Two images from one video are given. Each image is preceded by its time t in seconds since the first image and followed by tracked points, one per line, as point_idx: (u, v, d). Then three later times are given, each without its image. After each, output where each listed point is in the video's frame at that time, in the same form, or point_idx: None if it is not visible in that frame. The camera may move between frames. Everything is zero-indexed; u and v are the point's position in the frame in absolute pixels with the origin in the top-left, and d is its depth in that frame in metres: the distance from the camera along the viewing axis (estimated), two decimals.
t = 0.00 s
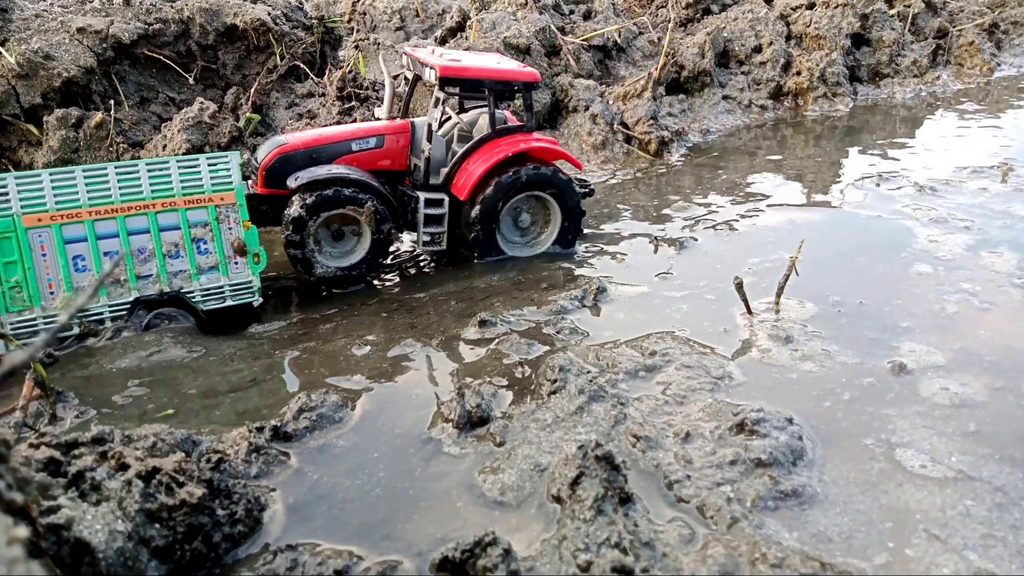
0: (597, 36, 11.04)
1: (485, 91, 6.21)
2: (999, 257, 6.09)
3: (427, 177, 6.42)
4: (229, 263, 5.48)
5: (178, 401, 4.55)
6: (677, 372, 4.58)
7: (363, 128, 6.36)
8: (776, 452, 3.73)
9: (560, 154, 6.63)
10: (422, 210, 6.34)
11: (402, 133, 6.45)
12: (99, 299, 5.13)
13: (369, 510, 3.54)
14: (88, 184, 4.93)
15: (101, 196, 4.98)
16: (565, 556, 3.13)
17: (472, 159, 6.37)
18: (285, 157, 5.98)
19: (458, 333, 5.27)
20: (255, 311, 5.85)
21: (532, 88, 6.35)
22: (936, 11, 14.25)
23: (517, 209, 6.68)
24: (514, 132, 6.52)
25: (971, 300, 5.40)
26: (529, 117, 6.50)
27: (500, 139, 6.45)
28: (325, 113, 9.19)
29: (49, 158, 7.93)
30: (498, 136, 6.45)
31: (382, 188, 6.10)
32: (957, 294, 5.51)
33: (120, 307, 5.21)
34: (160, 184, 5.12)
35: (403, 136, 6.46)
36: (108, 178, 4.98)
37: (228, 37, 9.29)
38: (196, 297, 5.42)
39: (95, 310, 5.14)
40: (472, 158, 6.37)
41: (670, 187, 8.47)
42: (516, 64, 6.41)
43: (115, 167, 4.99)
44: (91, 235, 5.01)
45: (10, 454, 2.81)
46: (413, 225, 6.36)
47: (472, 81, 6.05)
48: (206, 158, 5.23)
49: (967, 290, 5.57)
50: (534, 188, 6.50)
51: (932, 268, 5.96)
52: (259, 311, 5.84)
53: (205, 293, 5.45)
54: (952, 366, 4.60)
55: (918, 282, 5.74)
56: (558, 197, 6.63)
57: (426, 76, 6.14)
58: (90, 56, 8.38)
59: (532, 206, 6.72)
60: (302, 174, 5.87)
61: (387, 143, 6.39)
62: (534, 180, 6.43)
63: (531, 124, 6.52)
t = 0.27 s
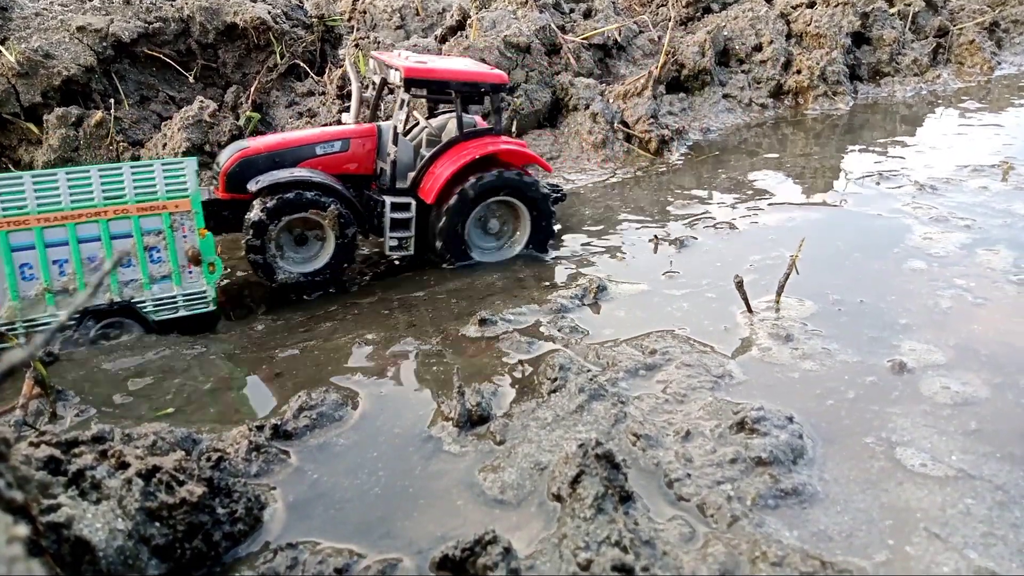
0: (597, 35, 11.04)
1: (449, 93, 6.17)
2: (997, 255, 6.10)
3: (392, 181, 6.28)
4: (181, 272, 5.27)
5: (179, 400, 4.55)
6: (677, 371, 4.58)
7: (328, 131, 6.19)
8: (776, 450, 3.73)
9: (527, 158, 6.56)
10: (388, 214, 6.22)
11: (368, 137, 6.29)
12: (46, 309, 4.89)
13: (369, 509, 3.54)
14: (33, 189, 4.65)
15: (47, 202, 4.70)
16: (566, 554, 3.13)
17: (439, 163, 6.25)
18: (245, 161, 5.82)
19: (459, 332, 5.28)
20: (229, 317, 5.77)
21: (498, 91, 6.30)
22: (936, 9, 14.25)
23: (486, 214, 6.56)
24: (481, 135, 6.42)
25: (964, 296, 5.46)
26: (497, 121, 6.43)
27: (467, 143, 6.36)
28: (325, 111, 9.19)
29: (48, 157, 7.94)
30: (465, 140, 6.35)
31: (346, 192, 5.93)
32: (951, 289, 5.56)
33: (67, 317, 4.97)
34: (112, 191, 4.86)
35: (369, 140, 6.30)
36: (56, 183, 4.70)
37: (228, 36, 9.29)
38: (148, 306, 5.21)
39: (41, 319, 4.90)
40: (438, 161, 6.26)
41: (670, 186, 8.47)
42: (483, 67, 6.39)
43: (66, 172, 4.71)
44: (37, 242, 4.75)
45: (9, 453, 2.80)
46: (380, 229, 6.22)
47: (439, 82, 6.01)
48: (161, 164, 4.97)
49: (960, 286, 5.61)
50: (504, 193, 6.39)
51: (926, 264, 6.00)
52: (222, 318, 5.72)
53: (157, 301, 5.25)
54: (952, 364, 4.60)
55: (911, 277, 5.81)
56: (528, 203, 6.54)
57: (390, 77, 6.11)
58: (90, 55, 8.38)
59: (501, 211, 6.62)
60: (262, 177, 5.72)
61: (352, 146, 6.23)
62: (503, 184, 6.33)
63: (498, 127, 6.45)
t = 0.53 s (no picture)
0: (598, 31, 11.00)
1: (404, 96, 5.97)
2: (996, 250, 6.11)
3: (345, 188, 6.14)
4: (118, 287, 5.06)
5: (181, 397, 4.55)
6: (679, 367, 4.58)
7: (277, 136, 5.97)
8: (778, 447, 3.72)
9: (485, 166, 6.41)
10: (340, 222, 6.00)
11: (321, 143, 6.07)
12: None
13: (371, 505, 3.55)
14: None
15: None
16: (567, 551, 3.13)
17: (393, 170, 6.04)
18: (190, 167, 5.59)
19: (460, 328, 5.28)
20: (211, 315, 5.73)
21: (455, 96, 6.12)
22: (938, 5, 14.21)
23: (444, 223, 6.36)
24: (437, 142, 6.23)
25: (959, 289, 5.50)
26: (453, 127, 6.25)
27: (422, 149, 6.16)
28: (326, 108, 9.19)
29: (49, 154, 7.95)
30: (419, 146, 6.15)
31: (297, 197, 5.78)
32: (945, 282, 5.60)
33: None
34: (42, 203, 4.59)
35: (322, 145, 6.09)
36: None
37: (229, 32, 9.27)
38: (82, 323, 4.98)
39: None
40: (393, 169, 6.05)
41: (670, 183, 8.46)
42: (439, 71, 6.22)
43: None
44: None
45: (10, 450, 2.81)
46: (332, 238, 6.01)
47: (392, 86, 5.82)
48: (95, 175, 4.69)
49: (955, 280, 5.65)
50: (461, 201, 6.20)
51: (922, 258, 6.04)
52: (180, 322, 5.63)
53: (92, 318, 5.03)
54: (954, 361, 4.60)
55: (905, 271, 5.86)
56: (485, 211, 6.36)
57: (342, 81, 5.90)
58: (91, 52, 8.37)
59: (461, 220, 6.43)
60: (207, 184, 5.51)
61: (303, 153, 6.01)
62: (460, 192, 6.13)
63: (455, 133, 6.26)
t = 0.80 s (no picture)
0: (599, 30, 10.99)
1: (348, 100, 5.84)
2: (994, 249, 6.12)
3: (289, 196, 5.92)
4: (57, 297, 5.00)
5: (181, 396, 4.55)
6: (679, 367, 4.57)
7: (220, 144, 5.83)
8: (779, 447, 3.72)
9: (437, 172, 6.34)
10: (285, 229, 5.85)
11: (267, 151, 5.93)
12: None
13: (371, 505, 3.54)
14: None
15: None
16: (568, 551, 3.13)
17: (339, 175, 5.93)
18: (130, 177, 5.47)
19: (461, 327, 5.28)
20: (215, 314, 5.73)
21: (401, 100, 6.03)
22: (939, 5, 14.20)
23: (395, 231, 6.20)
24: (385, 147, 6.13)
25: (955, 287, 5.53)
26: (400, 132, 6.15)
27: (369, 154, 6.06)
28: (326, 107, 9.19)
29: (49, 153, 7.95)
30: (366, 151, 6.05)
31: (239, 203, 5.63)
32: (941, 280, 5.64)
33: None
34: None
35: (268, 153, 5.95)
36: None
37: (229, 32, 9.28)
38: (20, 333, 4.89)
39: None
40: (338, 174, 5.94)
41: (671, 182, 8.45)
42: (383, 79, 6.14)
43: None
44: None
45: (11, 449, 2.81)
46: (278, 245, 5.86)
47: (332, 89, 5.74)
48: (34, 182, 4.74)
49: (951, 277, 5.69)
50: (413, 207, 6.05)
51: (917, 256, 6.09)
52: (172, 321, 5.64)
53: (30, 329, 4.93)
54: (955, 361, 4.59)
55: (902, 269, 5.89)
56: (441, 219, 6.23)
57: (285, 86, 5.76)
58: (91, 50, 8.37)
59: (417, 228, 6.29)
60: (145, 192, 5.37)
61: (247, 160, 5.86)
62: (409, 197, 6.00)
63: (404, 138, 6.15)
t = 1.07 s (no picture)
0: (599, 30, 10.98)
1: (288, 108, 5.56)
2: (992, 248, 6.13)
3: (227, 205, 5.70)
4: None
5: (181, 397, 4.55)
6: (680, 367, 4.57)
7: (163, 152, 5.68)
8: (778, 446, 3.72)
9: (384, 184, 6.15)
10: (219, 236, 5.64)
11: (208, 161, 5.74)
12: None
13: (371, 505, 3.54)
14: None
15: None
16: (568, 551, 3.13)
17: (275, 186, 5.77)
18: (65, 180, 5.38)
19: (461, 326, 5.28)
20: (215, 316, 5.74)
21: (342, 108, 5.82)
22: (939, 5, 14.20)
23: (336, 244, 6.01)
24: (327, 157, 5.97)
25: (952, 285, 5.56)
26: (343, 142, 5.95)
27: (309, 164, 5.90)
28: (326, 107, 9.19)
29: (50, 153, 7.95)
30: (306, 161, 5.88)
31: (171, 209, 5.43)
32: (939, 278, 5.66)
33: None
34: None
35: (210, 163, 5.75)
36: None
37: (229, 32, 9.28)
38: None
39: None
40: (275, 185, 5.78)
41: (671, 182, 8.45)
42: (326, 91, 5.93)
43: None
44: None
45: (11, 448, 2.81)
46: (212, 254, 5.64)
47: (273, 98, 5.44)
48: None
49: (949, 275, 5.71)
50: (355, 219, 5.88)
51: (913, 253, 6.12)
52: (171, 320, 5.65)
53: None
54: (955, 361, 4.60)
55: (898, 267, 5.93)
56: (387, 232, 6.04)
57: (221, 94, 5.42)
58: (92, 51, 8.37)
59: (361, 240, 6.10)
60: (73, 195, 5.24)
61: (186, 170, 5.67)
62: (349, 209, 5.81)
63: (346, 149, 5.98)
